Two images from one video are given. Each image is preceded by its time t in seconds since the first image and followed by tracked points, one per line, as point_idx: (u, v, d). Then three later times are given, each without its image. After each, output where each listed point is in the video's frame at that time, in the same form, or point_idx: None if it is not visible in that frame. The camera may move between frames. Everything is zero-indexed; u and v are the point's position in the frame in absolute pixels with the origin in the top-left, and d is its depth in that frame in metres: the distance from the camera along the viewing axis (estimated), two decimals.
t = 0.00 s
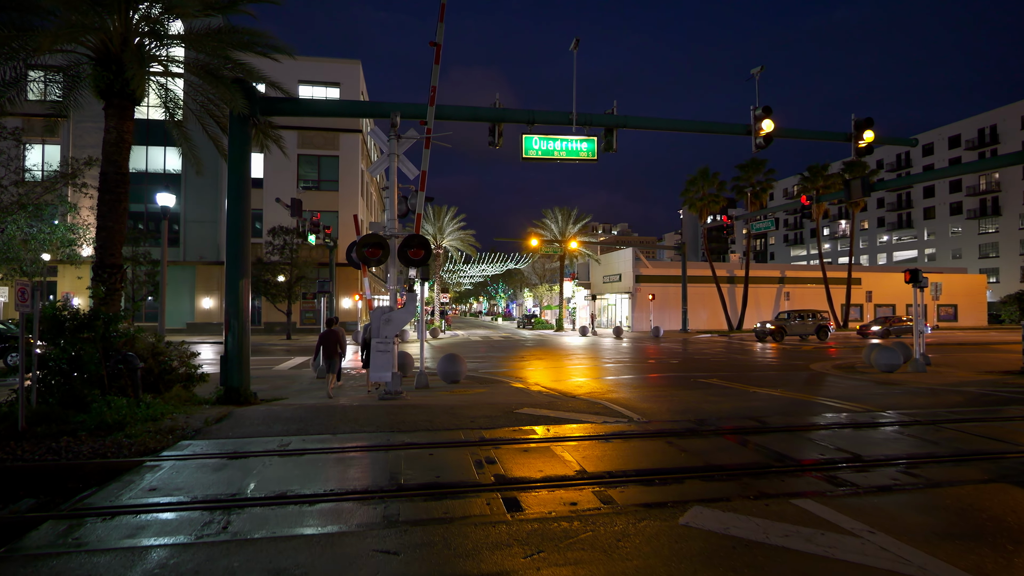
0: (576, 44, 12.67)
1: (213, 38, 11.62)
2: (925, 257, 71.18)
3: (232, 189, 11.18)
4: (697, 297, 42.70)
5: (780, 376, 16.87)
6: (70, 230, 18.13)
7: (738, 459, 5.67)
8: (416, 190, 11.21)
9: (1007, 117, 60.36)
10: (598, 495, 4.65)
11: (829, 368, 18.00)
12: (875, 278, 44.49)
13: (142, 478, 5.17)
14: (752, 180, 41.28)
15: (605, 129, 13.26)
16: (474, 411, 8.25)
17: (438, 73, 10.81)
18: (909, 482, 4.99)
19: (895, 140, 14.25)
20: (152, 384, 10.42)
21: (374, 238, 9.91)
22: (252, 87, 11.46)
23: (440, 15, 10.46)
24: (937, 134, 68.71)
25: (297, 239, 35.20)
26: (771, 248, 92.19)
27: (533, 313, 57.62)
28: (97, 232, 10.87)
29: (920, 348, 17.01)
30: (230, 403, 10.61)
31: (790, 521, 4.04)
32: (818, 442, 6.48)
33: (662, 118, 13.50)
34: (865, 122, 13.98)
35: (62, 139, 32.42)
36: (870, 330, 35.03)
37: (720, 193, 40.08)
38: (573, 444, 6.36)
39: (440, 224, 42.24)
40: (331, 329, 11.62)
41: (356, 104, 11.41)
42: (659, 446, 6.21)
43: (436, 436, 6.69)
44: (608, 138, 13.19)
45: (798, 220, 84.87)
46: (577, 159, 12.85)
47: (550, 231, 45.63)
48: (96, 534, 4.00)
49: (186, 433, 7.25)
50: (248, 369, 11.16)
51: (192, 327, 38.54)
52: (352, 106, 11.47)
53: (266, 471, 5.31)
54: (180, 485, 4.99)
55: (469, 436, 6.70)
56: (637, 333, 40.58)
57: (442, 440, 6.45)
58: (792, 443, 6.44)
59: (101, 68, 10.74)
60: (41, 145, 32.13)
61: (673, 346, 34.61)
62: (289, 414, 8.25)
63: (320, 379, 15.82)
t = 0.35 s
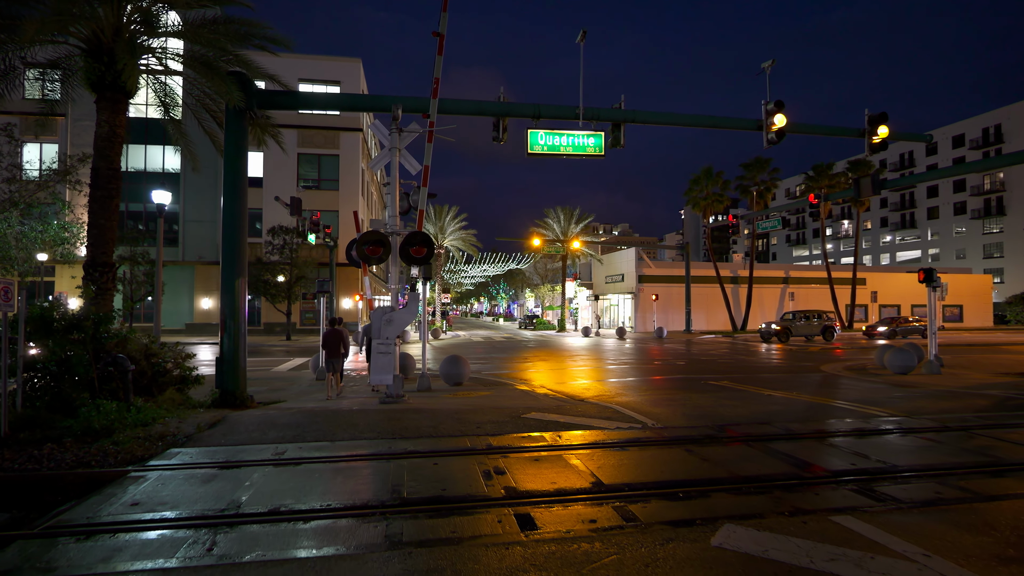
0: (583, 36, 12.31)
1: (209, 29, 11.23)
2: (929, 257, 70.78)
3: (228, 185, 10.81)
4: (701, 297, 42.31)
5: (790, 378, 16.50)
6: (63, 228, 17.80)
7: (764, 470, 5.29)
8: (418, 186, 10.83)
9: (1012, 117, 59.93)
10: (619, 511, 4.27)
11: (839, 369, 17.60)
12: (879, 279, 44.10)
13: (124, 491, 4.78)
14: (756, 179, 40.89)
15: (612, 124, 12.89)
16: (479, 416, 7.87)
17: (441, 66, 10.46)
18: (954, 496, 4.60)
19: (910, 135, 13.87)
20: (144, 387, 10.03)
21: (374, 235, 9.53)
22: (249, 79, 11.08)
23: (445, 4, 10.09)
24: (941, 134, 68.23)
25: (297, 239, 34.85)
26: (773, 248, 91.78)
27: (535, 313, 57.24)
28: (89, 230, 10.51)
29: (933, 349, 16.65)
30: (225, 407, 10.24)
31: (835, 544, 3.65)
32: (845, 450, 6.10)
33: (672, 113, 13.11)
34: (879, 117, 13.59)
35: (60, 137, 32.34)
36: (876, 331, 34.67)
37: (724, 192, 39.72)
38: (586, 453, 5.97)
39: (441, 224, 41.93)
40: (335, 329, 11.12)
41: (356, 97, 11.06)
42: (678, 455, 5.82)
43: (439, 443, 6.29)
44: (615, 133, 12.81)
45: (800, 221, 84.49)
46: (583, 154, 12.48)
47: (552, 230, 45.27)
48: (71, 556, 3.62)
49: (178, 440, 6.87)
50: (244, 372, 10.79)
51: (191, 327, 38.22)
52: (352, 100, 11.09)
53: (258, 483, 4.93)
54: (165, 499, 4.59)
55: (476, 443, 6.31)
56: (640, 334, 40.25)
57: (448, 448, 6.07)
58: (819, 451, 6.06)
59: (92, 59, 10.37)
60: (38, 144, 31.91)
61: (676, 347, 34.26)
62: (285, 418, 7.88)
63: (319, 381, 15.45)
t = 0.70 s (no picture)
0: (589, 30, 11.94)
1: (203, 22, 10.85)
2: (931, 257, 70.36)
3: (223, 183, 10.45)
4: (704, 297, 41.92)
5: (799, 381, 16.12)
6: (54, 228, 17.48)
7: (796, 487, 4.89)
8: (420, 183, 10.46)
9: (1015, 116, 59.55)
10: (644, 536, 3.90)
11: (850, 371, 17.21)
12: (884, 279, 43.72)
13: (102, 513, 4.39)
14: (760, 179, 40.51)
15: (619, 120, 12.51)
16: (484, 423, 7.49)
17: (443, 60, 10.11)
18: (1007, 518, 4.22)
19: (925, 132, 13.49)
20: (135, 392, 9.65)
21: (375, 235, 9.16)
22: (244, 74, 10.70)
23: None
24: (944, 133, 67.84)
25: (296, 238, 34.48)
26: (775, 248, 91.41)
27: (536, 313, 56.86)
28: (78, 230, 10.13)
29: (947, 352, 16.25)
30: (219, 413, 9.87)
31: None
32: (877, 463, 5.72)
33: (681, 109, 12.74)
34: (893, 113, 13.23)
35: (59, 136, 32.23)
36: (882, 332, 34.29)
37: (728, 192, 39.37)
38: (601, 467, 5.57)
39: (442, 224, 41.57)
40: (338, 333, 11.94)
41: (354, 93, 10.70)
42: (700, 470, 5.43)
43: (444, 455, 5.91)
44: (623, 129, 12.43)
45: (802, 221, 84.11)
46: (590, 151, 12.11)
47: (554, 230, 44.91)
48: None
49: (167, 450, 6.49)
50: (239, 377, 10.43)
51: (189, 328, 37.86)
52: (352, 95, 10.73)
53: (249, 503, 4.56)
54: (147, 521, 4.22)
55: (483, 456, 5.93)
56: (643, 335, 39.89)
57: (453, 461, 5.69)
58: (850, 464, 5.67)
59: (81, 52, 9.99)
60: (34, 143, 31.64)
61: (680, 348, 33.91)
62: (280, 426, 7.49)
63: (319, 384, 15.07)
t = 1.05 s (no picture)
0: (598, 21, 11.61)
1: (201, 11, 10.48)
2: (934, 257, 69.96)
3: (221, 179, 10.10)
4: (707, 297, 41.55)
5: (811, 382, 15.76)
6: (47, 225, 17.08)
7: (836, 499, 4.53)
8: (424, 179, 10.12)
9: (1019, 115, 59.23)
10: (680, 558, 3.54)
11: (862, 373, 16.83)
12: (888, 279, 43.40)
13: (85, 530, 4.03)
14: (764, 178, 40.22)
15: (629, 114, 12.15)
16: (494, 428, 7.13)
17: (449, 50, 9.79)
18: None
19: (942, 126, 13.14)
20: (128, 395, 9.29)
21: (378, 231, 8.81)
22: (243, 64, 10.34)
23: None
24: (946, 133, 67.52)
25: (296, 237, 34.14)
26: (776, 248, 91.09)
27: (538, 314, 56.53)
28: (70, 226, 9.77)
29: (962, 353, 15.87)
30: (216, 417, 9.51)
31: None
32: (916, 472, 5.35)
33: (692, 102, 12.37)
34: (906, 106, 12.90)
35: (57, 134, 32.08)
36: (888, 332, 33.89)
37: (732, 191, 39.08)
38: (623, 476, 5.20)
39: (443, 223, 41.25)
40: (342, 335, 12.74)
41: (356, 85, 10.39)
42: (729, 479, 5.06)
43: (454, 464, 5.53)
44: (633, 124, 12.08)
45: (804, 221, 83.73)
46: (599, 146, 11.77)
47: (556, 230, 44.59)
48: None
49: (160, 457, 6.12)
50: (238, 378, 10.08)
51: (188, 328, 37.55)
52: (354, 87, 10.39)
53: (246, 518, 4.20)
54: (134, 540, 3.86)
55: (497, 463, 5.56)
56: (646, 336, 39.56)
57: (464, 470, 5.33)
58: (887, 472, 5.31)
59: (74, 42, 9.62)
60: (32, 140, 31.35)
61: (683, 348, 33.60)
62: (280, 430, 7.14)
63: (319, 386, 14.73)
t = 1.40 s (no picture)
0: (607, 13, 11.27)
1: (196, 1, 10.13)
2: (938, 257, 69.51)
3: (218, 175, 9.76)
4: (711, 298, 41.23)
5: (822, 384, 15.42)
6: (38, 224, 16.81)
7: (878, 516, 4.18)
8: (429, 175, 9.78)
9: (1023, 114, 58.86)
10: None
11: (874, 375, 16.45)
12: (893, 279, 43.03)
13: (66, 551, 3.70)
14: (768, 177, 39.92)
15: (638, 109, 11.81)
16: (503, 435, 6.80)
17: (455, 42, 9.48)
18: None
19: (960, 121, 12.77)
20: (121, 399, 8.94)
21: (381, 228, 8.46)
22: (241, 56, 9.99)
23: None
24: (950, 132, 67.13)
25: (297, 237, 33.83)
26: (779, 248, 90.70)
27: (540, 314, 56.23)
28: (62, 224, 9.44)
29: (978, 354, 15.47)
30: (213, 421, 9.18)
31: None
32: (958, 485, 4.99)
33: (703, 97, 12.03)
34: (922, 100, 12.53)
35: (54, 133, 31.83)
36: (894, 333, 33.51)
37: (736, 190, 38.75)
38: (644, 488, 4.86)
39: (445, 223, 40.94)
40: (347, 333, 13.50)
41: (357, 78, 10.07)
42: (759, 493, 4.72)
43: (463, 475, 5.19)
44: (642, 119, 11.72)
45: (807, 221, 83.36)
46: (607, 142, 11.42)
47: (558, 229, 44.29)
48: None
49: (151, 467, 5.78)
50: (236, 382, 9.74)
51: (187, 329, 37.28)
52: (356, 79, 10.05)
53: (240, 537, 3.86)
54: (117, 563, 3.53)
55: (509, 474, 5.22)
56: (650, 336, 39.23)
57: (475, 481, 4.99)
58: (927, 485, 4.96)
59: (65, 33, 9.28)
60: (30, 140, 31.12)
61: (688, 349, 33.29)
62: (278, 436, 6.81)
63: (319, 388, 14.38)
